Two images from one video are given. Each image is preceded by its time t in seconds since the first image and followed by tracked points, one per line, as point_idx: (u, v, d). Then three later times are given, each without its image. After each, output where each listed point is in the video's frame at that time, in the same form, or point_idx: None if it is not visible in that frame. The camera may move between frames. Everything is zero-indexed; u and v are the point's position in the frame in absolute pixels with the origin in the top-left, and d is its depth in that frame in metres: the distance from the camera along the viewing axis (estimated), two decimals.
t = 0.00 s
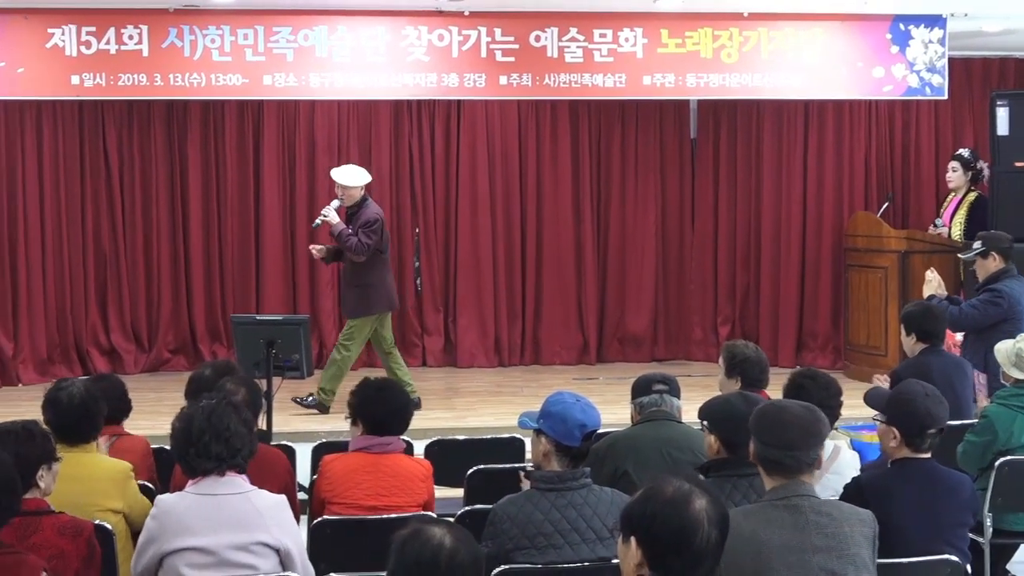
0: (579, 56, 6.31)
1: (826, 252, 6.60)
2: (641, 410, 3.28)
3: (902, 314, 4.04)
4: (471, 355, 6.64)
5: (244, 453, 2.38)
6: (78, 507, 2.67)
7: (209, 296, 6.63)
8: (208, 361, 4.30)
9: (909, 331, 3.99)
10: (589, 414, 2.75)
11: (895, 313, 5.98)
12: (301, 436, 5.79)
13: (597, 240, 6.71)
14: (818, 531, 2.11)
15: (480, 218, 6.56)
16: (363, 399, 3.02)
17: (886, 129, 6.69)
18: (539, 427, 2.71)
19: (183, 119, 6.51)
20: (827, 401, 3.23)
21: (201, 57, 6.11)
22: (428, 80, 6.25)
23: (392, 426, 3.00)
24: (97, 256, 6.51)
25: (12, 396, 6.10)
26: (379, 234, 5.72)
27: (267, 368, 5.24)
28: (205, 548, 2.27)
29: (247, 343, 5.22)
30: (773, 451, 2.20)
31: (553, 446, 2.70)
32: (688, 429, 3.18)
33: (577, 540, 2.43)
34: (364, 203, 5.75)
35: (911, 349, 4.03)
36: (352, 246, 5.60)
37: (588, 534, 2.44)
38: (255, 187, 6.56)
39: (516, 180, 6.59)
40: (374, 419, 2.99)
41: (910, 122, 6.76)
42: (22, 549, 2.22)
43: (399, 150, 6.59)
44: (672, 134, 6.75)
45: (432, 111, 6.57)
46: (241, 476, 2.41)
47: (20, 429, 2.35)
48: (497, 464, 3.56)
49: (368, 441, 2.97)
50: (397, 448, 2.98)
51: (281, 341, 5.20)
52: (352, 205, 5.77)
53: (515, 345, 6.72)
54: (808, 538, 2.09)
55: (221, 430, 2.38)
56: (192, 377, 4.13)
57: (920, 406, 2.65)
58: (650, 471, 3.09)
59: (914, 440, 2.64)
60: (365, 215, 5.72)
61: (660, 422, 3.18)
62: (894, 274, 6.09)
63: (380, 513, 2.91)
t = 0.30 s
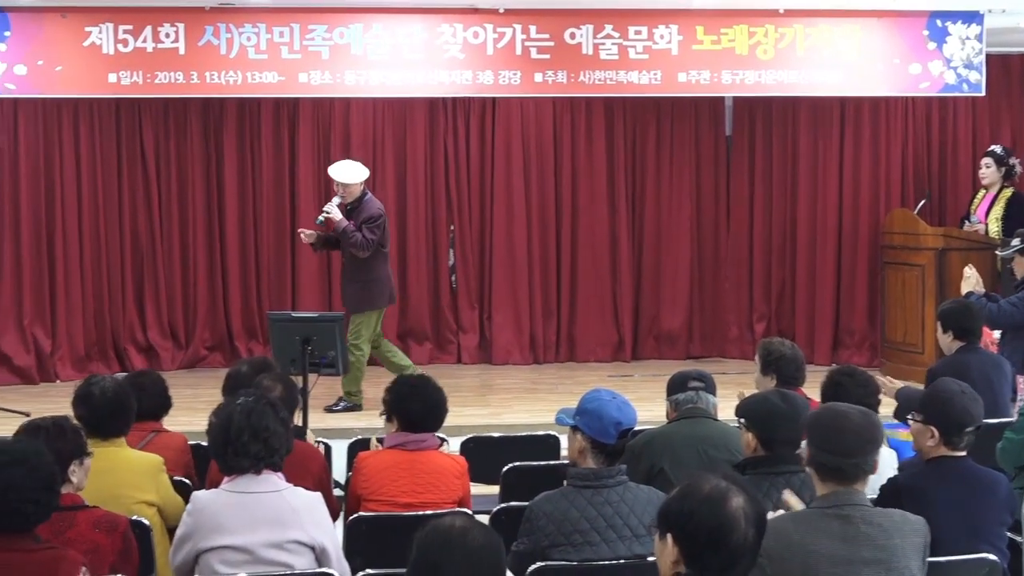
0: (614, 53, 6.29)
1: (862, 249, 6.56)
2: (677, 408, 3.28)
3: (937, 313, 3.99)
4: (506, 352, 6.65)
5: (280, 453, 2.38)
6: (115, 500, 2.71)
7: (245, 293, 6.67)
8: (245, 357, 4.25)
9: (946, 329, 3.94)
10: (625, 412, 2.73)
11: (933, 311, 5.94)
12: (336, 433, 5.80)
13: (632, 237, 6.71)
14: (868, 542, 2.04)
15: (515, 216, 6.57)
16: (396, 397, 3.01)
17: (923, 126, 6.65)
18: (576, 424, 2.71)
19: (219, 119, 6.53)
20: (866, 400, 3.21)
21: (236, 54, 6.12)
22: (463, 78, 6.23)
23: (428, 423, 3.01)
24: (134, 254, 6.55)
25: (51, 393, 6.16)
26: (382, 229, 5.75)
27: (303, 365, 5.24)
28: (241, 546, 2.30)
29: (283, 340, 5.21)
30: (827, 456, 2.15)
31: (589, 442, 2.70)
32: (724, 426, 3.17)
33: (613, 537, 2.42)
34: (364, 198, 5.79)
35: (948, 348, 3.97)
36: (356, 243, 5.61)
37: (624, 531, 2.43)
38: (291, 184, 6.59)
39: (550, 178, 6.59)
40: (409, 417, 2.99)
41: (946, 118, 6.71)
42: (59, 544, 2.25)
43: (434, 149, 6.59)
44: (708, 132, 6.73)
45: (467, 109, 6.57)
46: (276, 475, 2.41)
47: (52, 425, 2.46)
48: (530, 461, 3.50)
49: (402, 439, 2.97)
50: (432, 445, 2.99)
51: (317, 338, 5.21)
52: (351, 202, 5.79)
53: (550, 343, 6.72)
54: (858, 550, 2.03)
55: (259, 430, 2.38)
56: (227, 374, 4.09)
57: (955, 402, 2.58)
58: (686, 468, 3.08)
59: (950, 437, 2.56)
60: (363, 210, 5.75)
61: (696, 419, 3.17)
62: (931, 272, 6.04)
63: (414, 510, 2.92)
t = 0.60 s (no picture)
0: (649, 50, 6.26)
1: (898, 247, 6.52)
2: (711, 405, 3.29)
3: (975, 310, 3.93)
4: (540, 350, 6.65)
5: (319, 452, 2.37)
6: (152, 497, 2.71)
7: (280, 289, 6.71)
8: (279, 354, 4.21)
9: (984, 327, 3.88)
10: (660, 411, 2.64)
11: (970, 308, 5.90)
12: (370, 430, 5.79)
13: (666, 235, 6.71)
14: (914, 548, 1.98)
15: (549, 213, 6.57)
16: (426, 396, 2.98)
17: (959, 122, 6.60)
18: (611, 421, 2.64)
19: (254, 118, 6.55)
20: (901, 396, 3.16)
21: (271, 53, 6.08)
22: (498, 75, 6.20)
23: (459, 420, 2.98)
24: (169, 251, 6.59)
25: (88, 390, 6.20)
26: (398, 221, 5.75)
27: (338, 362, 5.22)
28: (275, 545, 2.28)
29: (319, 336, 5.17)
30: (879, 462, 2.07)
31: (624, 440, 2.61)
32: (759, 424, 3.14)
33: (648, 535, 2.40)
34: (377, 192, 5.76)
35: (986, 346, 3.91)
36: (378, 233, 5.59)
37: (659, 529, 2.41)
38: (326, 181, 6.61)
39: (585, 178, 6.60)
40: (439, 416, 2.97)
41: (983, 115, 6.63)
42: (99, 540, 2.24)
43: (468, 146, 6.60)
44: (742, 129, 6.71)
45: (501, 106, 6.57)
46: (313, 473, 2.40)
47: (95, 424, 2.44)
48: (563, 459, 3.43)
49: (434, 436, 2.94)
50: (463, 442, 2.95)
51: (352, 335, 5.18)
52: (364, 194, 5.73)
53: (584, 340, 6.72)
54: (903, 556, 1.97)
55: (300, 429, 2.36)
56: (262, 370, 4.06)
57: (995, 400, 2.54)
58: (720, 466, 3.06)
59: (988, 436, 2.51)
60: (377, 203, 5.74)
61: (730, 417, 3.15)
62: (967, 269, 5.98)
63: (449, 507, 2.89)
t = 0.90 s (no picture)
0: (689, 47, 6.08)
1: (939, 244, 6.47)
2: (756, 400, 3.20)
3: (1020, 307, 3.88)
4: (579, 347, 6.67)
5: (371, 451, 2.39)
6: (200, 494, 2.68)
7: (320, 284, 6.76)
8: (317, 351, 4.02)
9: None
10: (700, 406, 2.54)
11: (1014, 305, 5.85)
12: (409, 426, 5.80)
13: (706, 233, 6.71)
14: (959, 548, 1.87)
15: (589, 211, 6.59)
16: (464, 392, 2.99)
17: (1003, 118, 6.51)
18: (651, 415, 2.55)
19: (295, 115, 6.59)
20: (944, 396, 3.12)
21: (313, 51, 5.93)
22: (537, 72, 6.03)
23: (497, 414, 2.98)
24: (211, 249, 6.64)
25: (130, 385, 6.25)
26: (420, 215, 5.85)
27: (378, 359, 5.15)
28: (317, 542, 2.28)
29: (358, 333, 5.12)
30: (929, 460, 1.97)
31: (663, 435, 2.52)
32: (801, 421, 3.11)
33: (689, 533, 2.35)
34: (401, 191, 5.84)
35: None
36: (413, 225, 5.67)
37: (700, 527, 2.36)
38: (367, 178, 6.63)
39: (625, 176, 6.60)
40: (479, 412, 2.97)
41: None
42: (148, 536, 2.23)
43: (508, 144, 6.62)
44: (783, 125, 6.72)
45: (541, 102, 6.58)
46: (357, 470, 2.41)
47: (152, 422, 2.42)
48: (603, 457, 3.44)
49: (471, 433, 2.93)
50: (500, 438, 2.93)
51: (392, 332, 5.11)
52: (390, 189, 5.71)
53: (624, 337, 6.74)
54: (947, 555, 1.86)
55: (358, 428, 2.37)
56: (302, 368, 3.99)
57: None
58: (762, 465, 3.03)
59: None
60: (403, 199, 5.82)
61: (772, 415, 3.11)
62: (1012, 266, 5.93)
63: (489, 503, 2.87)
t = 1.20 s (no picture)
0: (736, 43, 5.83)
1: (989, 243, 6.41)
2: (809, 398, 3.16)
3: None
4: (626, 345, 6.68)
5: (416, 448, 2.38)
6: (254, 492, 2.68)
7: (367, 280, 6.78)
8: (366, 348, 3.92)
9: None
10: (746, 404, 2.46)
11: None
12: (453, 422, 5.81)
13: (752, 231, 6.70)
14: (1008, 548, 1.84)
15: (636, 210, 6.59)
16: (512, 389, 2.99)
17: None
18: (696, 412, 2.49)
19: (341, 113, 6.61)
20: (994, 393, 3.04)
21: (360, 49, 5.72)
22: (583, 70, 5.82)
23: (544, 411, 2.99)
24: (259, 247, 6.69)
25: (178, 381, 6.30)
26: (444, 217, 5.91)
27: (424, 356, 5.01)
28: (362, 540, 2.27)
29: (404, 331, 5.01)
30: (977, 459, 1.92)
31: (707, 432, 2.45)
32: (852, 420, 3.08)
33: (735, 532, 2.33)
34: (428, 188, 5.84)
35: None
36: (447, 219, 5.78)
37: (746, 525, 2.34)
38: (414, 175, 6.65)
39: (671, 173, 6.62)
40: (525, 407, 2.97)
41: None
42: (198, 532, 2.25)
43: (554, 142, 6.65)
44: (831, 122, 6.71)
45: (588, 99, 6.60)
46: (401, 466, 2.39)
47: (199, 418, 2.45)
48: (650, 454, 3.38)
49: (517, 430, 2.90)
50: (546, 435, 2.91)
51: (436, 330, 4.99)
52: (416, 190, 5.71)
53: (670, 334, 6.75)
54: (995, 554, 1.83)
55: (403, 425, 2.35)
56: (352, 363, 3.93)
57: None
58: (812, 463, 3.00)
59: None
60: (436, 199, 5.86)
61: (823, 413, 3.09)
62: None
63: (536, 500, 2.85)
